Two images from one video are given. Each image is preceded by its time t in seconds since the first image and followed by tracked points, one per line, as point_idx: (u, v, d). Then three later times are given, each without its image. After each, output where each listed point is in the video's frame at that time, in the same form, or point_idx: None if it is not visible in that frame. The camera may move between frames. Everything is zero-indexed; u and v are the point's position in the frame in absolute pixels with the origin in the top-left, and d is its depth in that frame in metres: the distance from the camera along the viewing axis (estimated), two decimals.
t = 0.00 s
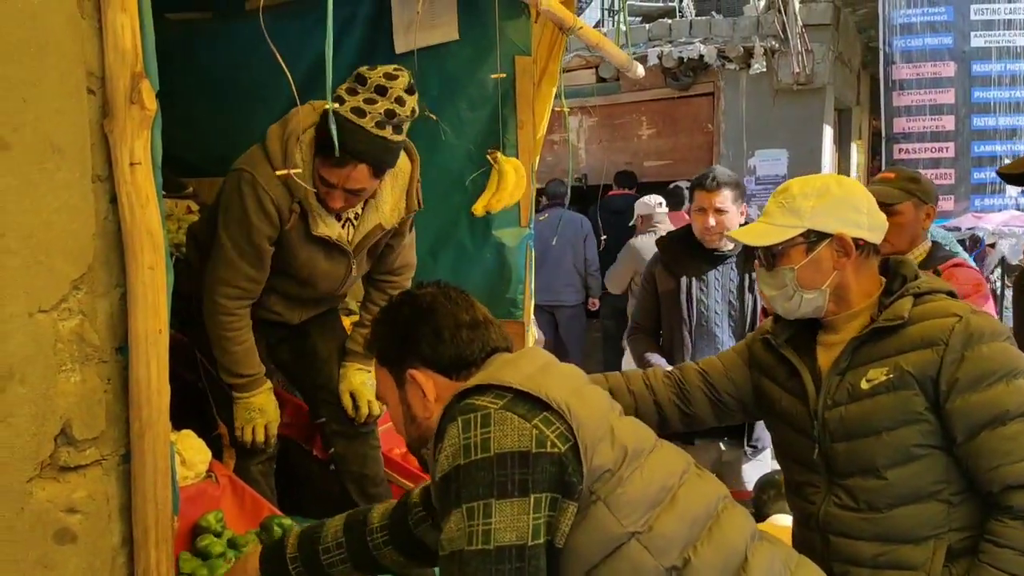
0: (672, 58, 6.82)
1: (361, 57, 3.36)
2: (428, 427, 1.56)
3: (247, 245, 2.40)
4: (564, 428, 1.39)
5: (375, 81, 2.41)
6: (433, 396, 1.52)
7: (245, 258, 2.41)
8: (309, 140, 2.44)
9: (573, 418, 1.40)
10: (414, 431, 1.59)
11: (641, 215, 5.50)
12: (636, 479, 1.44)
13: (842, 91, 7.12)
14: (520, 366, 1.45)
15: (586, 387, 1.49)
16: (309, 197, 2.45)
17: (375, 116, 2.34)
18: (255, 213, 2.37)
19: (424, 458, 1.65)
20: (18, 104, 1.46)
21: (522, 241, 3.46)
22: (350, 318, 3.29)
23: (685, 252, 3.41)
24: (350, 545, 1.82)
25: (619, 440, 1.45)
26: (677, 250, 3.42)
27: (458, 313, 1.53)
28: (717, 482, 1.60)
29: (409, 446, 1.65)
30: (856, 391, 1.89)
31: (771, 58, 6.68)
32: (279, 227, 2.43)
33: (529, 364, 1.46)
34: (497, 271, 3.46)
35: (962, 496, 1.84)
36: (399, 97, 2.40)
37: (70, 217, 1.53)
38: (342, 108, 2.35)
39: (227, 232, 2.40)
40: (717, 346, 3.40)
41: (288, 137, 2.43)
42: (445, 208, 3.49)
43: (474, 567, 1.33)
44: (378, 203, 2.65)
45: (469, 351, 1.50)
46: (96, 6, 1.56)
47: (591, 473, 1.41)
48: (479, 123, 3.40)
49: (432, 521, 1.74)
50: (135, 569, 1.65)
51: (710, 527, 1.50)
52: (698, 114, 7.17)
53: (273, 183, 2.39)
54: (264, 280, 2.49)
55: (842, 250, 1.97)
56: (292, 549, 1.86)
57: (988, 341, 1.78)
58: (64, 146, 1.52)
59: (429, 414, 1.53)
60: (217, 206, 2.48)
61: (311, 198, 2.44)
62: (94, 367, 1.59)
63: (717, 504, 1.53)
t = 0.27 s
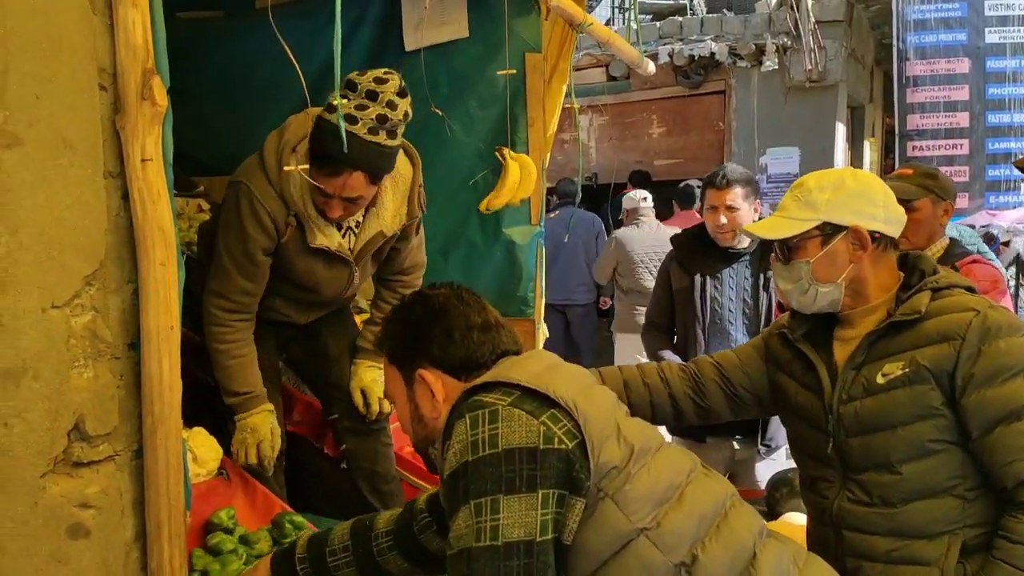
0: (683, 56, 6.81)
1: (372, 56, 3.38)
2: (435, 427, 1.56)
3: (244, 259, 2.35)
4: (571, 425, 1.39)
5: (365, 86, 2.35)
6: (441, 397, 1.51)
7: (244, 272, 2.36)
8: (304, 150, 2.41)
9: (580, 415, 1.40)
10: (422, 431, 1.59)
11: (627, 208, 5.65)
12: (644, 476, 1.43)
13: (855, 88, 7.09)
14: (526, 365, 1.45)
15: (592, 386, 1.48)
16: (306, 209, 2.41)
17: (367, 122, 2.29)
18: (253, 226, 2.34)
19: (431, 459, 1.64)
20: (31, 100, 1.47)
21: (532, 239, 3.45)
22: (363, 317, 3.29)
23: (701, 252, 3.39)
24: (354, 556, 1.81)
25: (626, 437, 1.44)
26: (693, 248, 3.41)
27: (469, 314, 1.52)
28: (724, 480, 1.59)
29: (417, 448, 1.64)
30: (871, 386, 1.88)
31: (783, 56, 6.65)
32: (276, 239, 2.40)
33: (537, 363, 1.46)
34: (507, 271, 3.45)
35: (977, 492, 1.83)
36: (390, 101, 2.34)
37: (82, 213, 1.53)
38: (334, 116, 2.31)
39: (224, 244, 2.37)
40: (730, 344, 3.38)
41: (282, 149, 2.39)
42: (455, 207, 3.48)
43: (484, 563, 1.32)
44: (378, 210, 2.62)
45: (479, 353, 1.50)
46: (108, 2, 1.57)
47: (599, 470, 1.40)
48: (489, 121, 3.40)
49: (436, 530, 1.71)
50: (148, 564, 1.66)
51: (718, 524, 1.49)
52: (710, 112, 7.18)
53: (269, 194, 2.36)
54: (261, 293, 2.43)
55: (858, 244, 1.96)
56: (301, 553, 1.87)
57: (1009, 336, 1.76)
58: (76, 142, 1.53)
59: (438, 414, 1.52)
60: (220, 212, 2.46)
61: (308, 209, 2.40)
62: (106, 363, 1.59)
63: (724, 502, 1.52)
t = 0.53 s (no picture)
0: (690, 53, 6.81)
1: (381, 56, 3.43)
2: (442, 431, 1.56)
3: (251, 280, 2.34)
4: (580, 422, 1.39)
5: (364, 114, 2.36)
6: (447, 400, 1.51)
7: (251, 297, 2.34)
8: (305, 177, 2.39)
9: (588, 412, 1.41)
10: (429, 436, 1.59)
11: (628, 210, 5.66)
12: (652, 473, 1.44)
13: (863, 85, 7.07)
14: (534, 364, 1.46)
15: (600, 384, 1.49)
16: (307, 234, 2.40)
17: (365, 151, 2.29)
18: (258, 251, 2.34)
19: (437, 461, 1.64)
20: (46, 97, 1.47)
21: (541, 236, 3.44)
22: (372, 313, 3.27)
23: (713, 249, 3.40)
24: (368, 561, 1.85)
25: (634, 435, 1.45)
26: (706, 247, 3.42)
27: (475, 320, 1.52)
28: (733, 479, 1.59)
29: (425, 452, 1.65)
30: (892, 380, 1.89)
31: (790, 53, 6.64)
32: (280, 266, 2.41)
33: (546, 362, 1.47)
34: (517, 269, 3.46)
35: (996, 489, 1.82)
36: (389, 129, 2.35)
37: (96, 211, 1.54)
38: (332, 144, 2.31)
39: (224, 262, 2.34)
40: (739, 341, 3.36)
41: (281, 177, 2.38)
42: (463, 205, 3.48)
43: (492, 558, 1.33)
44: (381, 233, 2.64)
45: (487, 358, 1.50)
46: None
47: (608, 467, 1.40)
48: (498, 119, 3.40)
49: (445, 535, 1.77)
50: (162, 560, 1.66)
51: (728, 522, 1.49)
52: (717, 110, 7.14)
53: (270, 222, 2.36)
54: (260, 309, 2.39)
55: (881, 238, 1.96)
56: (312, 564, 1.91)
57: None
58: (91, 139, 1.53)
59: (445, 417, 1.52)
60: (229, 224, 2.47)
61: (309, 238, 2.41)
62: (121, 361, 1.60)
63: (734, 500, 1.53)
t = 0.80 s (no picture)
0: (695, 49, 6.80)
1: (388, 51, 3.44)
2: (459, 425, 1.54)
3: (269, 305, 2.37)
4: (603, 414, 1.38)
5: (366, 149, 2.37)
6: (464, 392, 1.50)
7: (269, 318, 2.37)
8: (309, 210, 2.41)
9: (611, 404, 1.39)
10: (445, 429, 1.57)
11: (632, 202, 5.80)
12: (675, 464, 1.43)
13: (869, 80, 7.06)
14: (554, 355, 1.45)
15: (620, 375, 1.48)
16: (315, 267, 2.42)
17: (370, 188, 2.31)
18: (271, 282, 2.37)
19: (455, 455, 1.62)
20: (61, 91, 1.48)
21: (548, 232, 3.45)
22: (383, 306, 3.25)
23: (725, 247, 3.38)
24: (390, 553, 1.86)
25: (655, 426, 1.44)
26: (716, 242, 3.41)
27: (488, 312, 1.52)
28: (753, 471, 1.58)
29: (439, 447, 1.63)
30: (909, 376, 1.89)
31: (796, 49, 6.62)
32: (292, 301, 2.45)
33: (567, 352, 1.46)
34: (525, 263, 3.45)
35: (1010, 486, 1.83)
36: (392, 165, 2.37)
37: (109, 204, 1.55)
38: (335, 181, 2.32)
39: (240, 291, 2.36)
40: (748, 335, 3.37)
41: (285, 211, 2.40)
42: (471, 200, 3.47)
43: (513, 552, 1.31)
44: (385, 261, 2.65)
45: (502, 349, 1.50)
46: None
47: (631, 459, 1.39)
48: (507, 113, 3.39)
49: (466, 526, 1.78)
50: (175, 552, 1.67)
51: (749, 514, 1.49)
52: (722, 106, 7.13)
53: (278, 256, 2.38)
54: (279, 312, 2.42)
55: (904, 231, 1.98)
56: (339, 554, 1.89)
57: None
58: (105, 132, 1.54)
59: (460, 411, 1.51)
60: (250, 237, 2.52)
61: (318, 273, 2.43)
62: (134, 353, 1.61)
63: (755, 491, 1.52)
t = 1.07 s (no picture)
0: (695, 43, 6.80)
1: (391, 44, 3.42)
2: (467, 408, 1.55)
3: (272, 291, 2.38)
4: (612, 405, 1.37)
5: (368, 139, 2.38)
6: (472, 374, 1.51)
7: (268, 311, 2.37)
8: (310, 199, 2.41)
9: (621, 394, 1.38)
10: (454, 412, 1.58)
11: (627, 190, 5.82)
12: (684, 456, 1.42)
13: (867, 74, 7.07)
14: (564, 341, 1.44)
15: (630, 363, 1.47)
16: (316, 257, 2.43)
17: (370, 180, 2.34)
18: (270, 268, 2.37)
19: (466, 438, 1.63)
20: (64, 79, 1.47)
21: (549, 224, 3.44)
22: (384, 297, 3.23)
23: (724, 239, 3.38)
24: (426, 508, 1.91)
25: (665, 417, 1.43)
26: (716, 235, 3.40)
27: (493, 294, 1.52)
28: (762, 461, 1.57)
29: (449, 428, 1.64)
30: (911, 367, 1.89)
31: (794, 42, 6.63)
32: (291, 287, 2.46)
33: (578, 339, 1.45)
34: (525, 255, 3.45)
35: (1011, 476, 1.83)
36: (394, 156, 2.38)
37: (113, 193, 1.55)
38: (336, 172, 2.34)
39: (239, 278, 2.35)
40: (749, 328, 3.36)
41: (285, 198, 2.40)
42: (472, 192, 3.47)
43: (519, 542, 1.33)
44: (386, 251, 2.67)
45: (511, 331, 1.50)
46: None
47: (640, 451, 1.39)
48: (507, 105, 3.39)
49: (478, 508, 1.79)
50: (180, 541, 1.67)
51: (757, 505, 1.48)
52: (721, 100, 7.14)
53: (279, 244, 2.38)
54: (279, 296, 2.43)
55: (908, 223, 1.99)
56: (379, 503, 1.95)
57: None
58: (108, 122, 1.54)
59: (469, 394, 1.52)
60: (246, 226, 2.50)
61: (319, 262, 2.44)
62: (138, 343, 1.61)
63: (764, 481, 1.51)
